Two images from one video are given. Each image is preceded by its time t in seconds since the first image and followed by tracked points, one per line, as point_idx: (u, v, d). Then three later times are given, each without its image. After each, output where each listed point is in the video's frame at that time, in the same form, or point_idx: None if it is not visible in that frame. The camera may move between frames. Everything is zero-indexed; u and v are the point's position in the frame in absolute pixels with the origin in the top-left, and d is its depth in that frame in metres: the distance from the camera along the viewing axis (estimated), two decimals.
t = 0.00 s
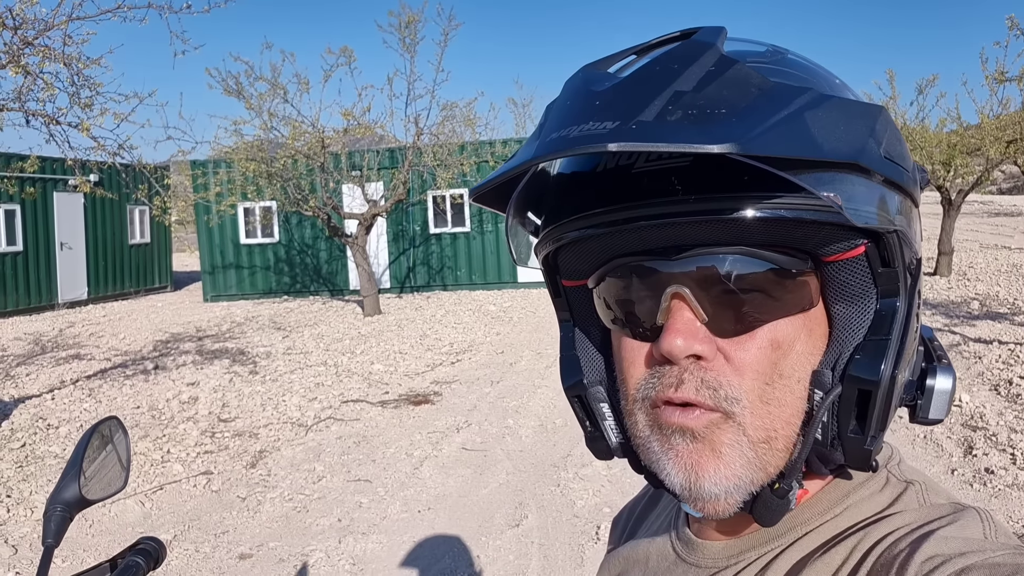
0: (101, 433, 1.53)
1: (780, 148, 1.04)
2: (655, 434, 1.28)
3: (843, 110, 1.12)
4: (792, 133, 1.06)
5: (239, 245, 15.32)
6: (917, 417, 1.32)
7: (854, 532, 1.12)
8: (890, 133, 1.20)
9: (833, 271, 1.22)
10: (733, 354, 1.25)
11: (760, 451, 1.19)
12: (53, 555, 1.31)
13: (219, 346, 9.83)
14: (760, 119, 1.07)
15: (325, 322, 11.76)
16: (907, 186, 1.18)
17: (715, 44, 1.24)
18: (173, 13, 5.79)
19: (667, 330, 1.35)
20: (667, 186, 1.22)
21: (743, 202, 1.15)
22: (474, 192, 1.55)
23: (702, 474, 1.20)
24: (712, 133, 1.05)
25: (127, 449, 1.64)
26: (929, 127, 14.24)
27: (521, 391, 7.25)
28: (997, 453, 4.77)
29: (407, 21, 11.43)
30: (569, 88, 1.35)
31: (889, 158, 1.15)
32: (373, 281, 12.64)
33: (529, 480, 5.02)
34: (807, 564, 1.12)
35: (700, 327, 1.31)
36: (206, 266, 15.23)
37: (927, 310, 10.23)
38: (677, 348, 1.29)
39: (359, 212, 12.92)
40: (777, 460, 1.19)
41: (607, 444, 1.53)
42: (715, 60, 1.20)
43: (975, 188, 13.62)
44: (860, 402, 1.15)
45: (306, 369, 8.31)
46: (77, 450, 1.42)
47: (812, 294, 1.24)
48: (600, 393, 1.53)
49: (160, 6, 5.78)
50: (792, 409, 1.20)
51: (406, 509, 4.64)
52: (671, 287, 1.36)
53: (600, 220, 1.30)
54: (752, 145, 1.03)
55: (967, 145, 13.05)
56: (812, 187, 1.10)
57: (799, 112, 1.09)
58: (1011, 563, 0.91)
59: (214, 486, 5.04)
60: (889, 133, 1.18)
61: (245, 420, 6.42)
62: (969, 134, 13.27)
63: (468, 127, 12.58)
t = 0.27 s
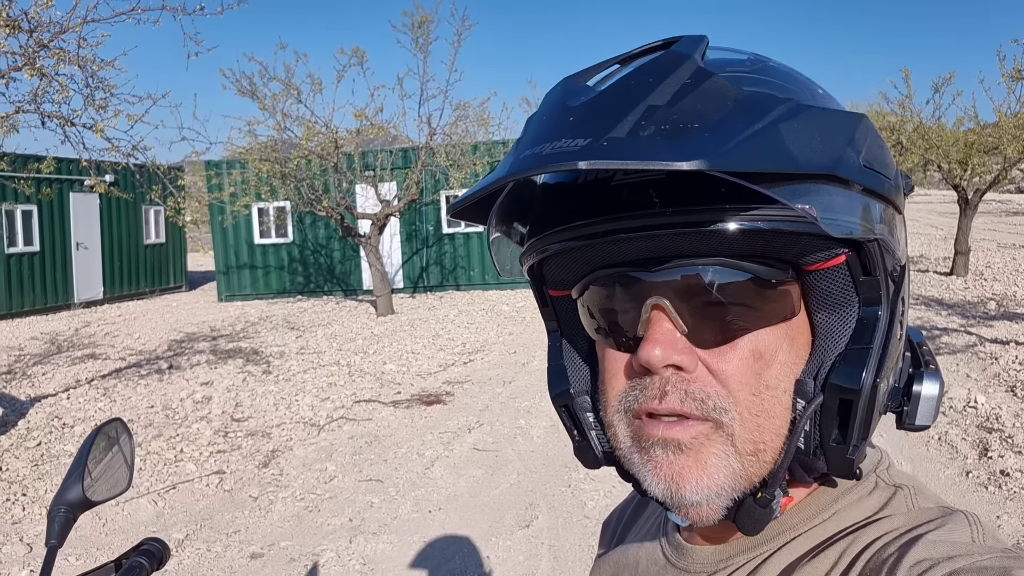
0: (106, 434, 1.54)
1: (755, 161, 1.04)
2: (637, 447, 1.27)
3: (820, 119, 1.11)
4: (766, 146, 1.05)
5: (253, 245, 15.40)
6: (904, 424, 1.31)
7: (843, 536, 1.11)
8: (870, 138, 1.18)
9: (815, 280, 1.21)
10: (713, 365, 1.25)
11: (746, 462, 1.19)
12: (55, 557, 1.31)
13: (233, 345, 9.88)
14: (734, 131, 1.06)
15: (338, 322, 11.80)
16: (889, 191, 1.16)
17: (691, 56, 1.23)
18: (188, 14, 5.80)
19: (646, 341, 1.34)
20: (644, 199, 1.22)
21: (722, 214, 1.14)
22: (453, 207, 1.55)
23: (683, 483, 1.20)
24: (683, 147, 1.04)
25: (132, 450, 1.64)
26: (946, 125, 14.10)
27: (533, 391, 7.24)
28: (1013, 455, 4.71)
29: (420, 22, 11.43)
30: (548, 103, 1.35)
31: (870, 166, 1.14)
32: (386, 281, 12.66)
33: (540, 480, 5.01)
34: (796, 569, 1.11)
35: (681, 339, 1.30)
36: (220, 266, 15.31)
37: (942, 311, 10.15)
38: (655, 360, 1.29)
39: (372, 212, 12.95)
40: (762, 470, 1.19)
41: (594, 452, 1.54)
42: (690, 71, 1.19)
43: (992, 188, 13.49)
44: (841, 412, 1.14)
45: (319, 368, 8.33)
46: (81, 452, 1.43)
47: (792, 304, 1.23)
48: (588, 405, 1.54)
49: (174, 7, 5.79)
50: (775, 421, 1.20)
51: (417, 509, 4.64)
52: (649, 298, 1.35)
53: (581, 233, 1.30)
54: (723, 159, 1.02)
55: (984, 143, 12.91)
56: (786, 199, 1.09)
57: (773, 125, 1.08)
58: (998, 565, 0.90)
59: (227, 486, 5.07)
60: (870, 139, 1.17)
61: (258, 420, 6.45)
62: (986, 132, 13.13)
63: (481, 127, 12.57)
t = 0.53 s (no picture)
0: (103, 429, 1.55)
1: (537, 206, 0.96)
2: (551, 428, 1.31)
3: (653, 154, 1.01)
4: (560, 192, 0.97)
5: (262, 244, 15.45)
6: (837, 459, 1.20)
7: (816, 525, 1.11)
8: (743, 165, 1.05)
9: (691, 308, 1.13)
10: (597, 371, 1.22)
11: (626, 464, 1.19)
12: (51, 547, 1.33)
13: (242, 344, 9.92)
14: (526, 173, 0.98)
15: (346, 321, 11.83)
16: (758, 222, 1.04)
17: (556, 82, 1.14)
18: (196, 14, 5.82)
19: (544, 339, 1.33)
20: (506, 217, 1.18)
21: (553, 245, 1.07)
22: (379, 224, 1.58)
23: (572, 469, 1.24)
24: (465, 194, 0.98)
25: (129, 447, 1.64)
26: (957, 124, 14.03)
27: (540, 390, 7.24)
28: (1020, 454, 4.69)
29: (428, 21, 11.43)
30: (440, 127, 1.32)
31: (722, 199, 1.03)
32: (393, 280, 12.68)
33: (546, 479, 5.01)
34: (768, 559, 1.11)
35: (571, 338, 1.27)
36: (229, 265, 15.36)
37: (951, 310, 10.11)
38: (544, 358, 1.30)
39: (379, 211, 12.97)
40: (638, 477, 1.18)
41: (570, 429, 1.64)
42: (538, 102, 1.11)
43: (1004, 186, 13.41)
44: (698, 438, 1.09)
45: (326, 367, 8.36)
46: (75, 446, 1.43)
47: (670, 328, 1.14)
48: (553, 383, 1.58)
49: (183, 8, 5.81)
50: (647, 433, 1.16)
51: (423, 507, 4.65)
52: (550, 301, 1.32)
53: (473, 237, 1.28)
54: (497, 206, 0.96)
55: (995, 142, 12.85)
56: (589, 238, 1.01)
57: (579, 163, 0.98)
58: (967, 555, 0.91)
59: (233, 483, 5.08)
60: (740, 167, 1.05)
61: (265, 418, 6.47)
62: (996, 131, 13.07)
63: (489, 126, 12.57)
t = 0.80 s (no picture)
0: (117, 429, 1.55)
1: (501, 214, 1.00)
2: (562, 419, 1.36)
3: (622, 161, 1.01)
4: (528, 199, 1.00)
5: (265, 244, 15.47)
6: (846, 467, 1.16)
7: (842, 525, 1.10)
8: (722, 168, 1.02)
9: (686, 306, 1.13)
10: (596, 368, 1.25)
11: (622, 456, 1.22)
12: (66, 548, 1.32)
13: (246, 345, 9.94)
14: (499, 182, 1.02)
15: (350, 322, 11.84)
16: (735, 229, 1.01)
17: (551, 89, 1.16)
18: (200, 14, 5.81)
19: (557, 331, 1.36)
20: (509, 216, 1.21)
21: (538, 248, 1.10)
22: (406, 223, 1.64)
23: (575, 460, 1.29)
24: (442, 200, 1.03)
25: (143, 447, 1.65)
26: (961, 124, 13.99)
27: (544, 391, 7.23)
28: None
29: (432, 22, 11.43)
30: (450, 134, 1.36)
31: (691, 205, 1.01)
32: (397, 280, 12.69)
33: (551, 480, 5.01)
34: (793, 558, 1.10)
35: (575, 334, 1.32)
36: (233, 266, 15.38)
37: (956, 310, 10.08)
38: (551, 351, 1.33)
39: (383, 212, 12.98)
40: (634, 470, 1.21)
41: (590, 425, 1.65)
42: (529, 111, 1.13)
43: (1009, 186, 13.37)
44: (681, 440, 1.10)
45: (330, 368, 8.36)
46: (91, 447, 1.44)
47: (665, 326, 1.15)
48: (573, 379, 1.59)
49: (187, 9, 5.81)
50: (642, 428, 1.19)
51: (428, 508, 4.65)
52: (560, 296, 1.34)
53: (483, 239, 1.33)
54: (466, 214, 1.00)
55: (1000, 142, 12.81)
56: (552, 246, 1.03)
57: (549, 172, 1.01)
58: (997, 557, 0.89)
59: (238, 484, 5.09)
60: (720, 171, 1.02)
61: (270, 419, 6.48)
62: (1002, 131, 13.03)
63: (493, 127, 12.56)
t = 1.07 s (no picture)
0: (125, 433, 1.55)
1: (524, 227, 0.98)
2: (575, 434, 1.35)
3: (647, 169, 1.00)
4: (548, 210, 0.98)
5: (268, 246, 15.49)
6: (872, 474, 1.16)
7: (859, 534, 1.10)
8: (747, 176, 1.01)
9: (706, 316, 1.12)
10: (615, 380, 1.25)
11: (640, 471, 1.21)
12: (76, 554, 1.32)
13: (248, 346, 9.95)
14: (522, 191, 1.00)
15: (353, 323, 11.85)
16: (762, 238, 1.01)
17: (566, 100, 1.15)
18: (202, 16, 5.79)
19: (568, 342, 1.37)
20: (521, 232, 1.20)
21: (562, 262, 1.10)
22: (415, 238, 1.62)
23: (592, 476, 1.28)
24: (462, 212, 1.01)
25: (150, 449, 1.65)
26: (965, 125, 13.95)
27: (546, 393, 7.23)
28: None
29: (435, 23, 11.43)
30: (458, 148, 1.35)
31: (718, 215, 1.00)
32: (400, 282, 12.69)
33: (554, 482, 5.00)
34: (808, 566, 1.10)
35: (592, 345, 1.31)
36: (236, 267, 15.39)
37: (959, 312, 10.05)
38: (565, 363, 1.34)
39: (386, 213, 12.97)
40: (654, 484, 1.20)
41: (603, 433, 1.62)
42: (546, 121, 1.12)
43: (1012, 188, 13.32)
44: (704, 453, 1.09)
45: (333, 369, 8.36)
46: (99, 452, 1.43)
47: (684, 336, 1.14)
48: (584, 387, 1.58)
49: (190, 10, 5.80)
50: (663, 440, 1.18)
51: (431, 510, 4.64)
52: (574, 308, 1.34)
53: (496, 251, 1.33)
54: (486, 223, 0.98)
55: (1003, 143, 12.77)
56: (572, 258, 1.01)
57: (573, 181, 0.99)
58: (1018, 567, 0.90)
59: (242, 486, 5.09)
60: (744, 183, 1.01)
61: (273, 420, 6.48)
62: (1005, 132, 13.00)
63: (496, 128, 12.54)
